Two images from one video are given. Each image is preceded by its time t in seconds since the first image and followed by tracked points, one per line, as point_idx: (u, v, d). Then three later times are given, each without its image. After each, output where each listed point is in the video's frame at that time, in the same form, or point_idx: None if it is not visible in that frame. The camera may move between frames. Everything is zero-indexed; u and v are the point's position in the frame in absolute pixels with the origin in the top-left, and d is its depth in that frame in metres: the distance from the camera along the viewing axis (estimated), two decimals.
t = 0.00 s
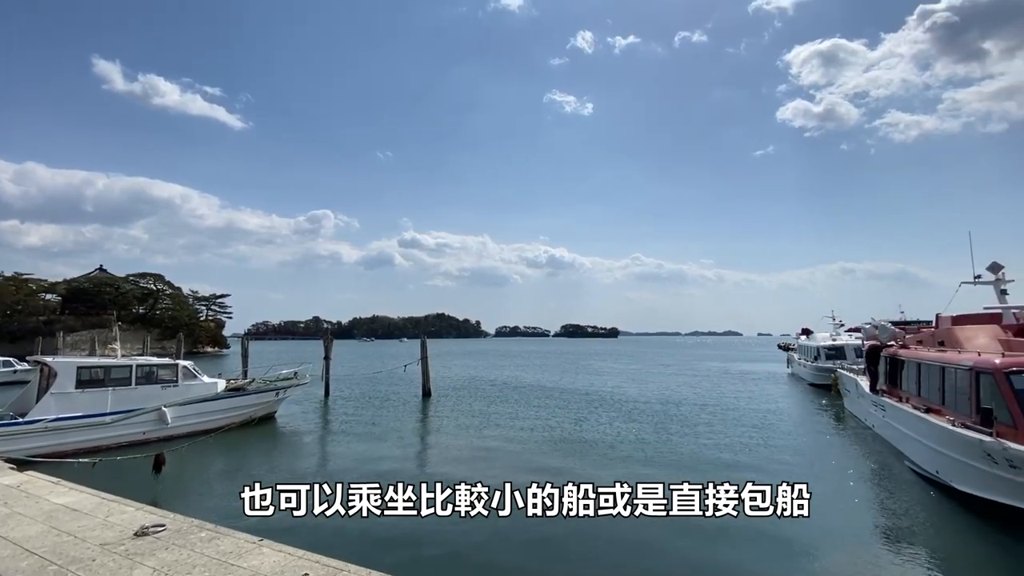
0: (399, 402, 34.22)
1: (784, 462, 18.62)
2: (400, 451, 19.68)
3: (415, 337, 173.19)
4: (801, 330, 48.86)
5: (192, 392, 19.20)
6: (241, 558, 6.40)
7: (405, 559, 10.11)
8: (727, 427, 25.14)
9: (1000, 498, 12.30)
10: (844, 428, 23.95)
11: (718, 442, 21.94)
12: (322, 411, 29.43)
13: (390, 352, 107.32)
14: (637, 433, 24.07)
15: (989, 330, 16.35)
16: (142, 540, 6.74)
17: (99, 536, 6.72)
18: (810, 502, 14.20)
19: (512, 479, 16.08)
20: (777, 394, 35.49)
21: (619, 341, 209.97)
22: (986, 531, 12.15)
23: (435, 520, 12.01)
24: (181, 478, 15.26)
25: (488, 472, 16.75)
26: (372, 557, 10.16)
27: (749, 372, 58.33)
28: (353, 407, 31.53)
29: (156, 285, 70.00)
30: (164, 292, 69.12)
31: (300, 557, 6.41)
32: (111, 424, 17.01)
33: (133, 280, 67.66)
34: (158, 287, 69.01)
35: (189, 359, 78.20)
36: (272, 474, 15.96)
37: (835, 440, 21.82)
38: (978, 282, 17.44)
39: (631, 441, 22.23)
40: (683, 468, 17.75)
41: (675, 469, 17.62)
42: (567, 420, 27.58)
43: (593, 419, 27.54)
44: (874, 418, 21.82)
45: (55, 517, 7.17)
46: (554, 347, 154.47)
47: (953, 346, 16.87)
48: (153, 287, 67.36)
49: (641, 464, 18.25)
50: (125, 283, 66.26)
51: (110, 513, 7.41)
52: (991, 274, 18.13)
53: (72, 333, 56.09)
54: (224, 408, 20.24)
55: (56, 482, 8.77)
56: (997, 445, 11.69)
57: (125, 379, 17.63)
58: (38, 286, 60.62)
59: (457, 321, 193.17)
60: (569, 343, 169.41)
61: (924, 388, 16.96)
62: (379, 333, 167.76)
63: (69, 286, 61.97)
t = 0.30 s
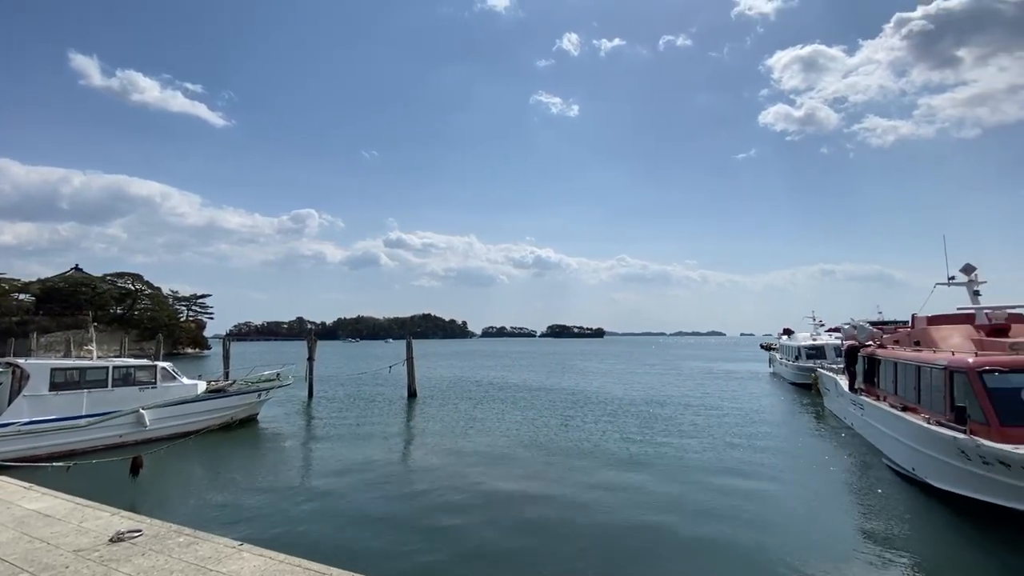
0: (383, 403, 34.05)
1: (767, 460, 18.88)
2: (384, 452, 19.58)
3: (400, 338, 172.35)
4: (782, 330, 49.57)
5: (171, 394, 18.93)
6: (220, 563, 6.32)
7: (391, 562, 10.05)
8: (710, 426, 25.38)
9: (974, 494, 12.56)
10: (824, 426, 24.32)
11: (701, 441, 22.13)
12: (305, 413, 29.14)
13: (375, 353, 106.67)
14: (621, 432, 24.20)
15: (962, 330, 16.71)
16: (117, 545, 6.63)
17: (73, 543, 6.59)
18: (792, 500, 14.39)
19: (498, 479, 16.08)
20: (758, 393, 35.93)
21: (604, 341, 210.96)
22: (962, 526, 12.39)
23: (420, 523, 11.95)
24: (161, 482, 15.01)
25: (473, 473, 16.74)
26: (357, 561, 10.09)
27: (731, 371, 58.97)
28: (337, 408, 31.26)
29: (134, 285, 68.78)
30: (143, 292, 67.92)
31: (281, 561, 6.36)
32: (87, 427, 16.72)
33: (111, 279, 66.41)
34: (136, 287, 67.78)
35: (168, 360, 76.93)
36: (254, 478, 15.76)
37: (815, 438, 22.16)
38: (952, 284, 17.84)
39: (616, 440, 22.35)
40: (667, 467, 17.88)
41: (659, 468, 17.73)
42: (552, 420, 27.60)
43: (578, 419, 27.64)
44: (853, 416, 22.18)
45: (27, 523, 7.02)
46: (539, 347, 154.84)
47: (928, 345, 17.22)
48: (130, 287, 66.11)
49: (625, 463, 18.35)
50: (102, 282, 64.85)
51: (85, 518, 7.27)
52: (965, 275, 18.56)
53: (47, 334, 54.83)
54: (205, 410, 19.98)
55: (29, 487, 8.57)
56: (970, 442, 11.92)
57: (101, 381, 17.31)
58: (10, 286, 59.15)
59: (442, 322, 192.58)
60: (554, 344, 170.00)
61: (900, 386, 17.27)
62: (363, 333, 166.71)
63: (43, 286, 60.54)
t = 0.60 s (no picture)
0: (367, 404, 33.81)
1: (749, 459, 19.06)
2: (367, 454, 19.42)
3: (385, 338, 171.29)
4: (764, 329, 50.17)
5: (149, 396, 18.60)
6: (198, 568, 6.22)
7: (374, 565, 9.94)
8: (693, 425, 25.57)
9: (949, 490, 12.78)
10: (805, 425, 24.60)
11: (684, 440, 22.29)
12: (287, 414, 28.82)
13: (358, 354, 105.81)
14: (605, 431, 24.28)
15: (937, 330, 17.04)
16: (91, 552, 6.48)
17: (44, 549, 6.43)
18: (773, 498, 14.55)
19: (482, 479, 16.02)
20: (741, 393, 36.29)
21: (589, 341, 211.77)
22: (937, 522, 12.59)
23: (403, 526, 11.83)
24: (138, 486, 14.73)
25: (458, 473, 16.68)
26: (339, 564, 9.98)
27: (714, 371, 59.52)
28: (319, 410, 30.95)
29: (111, 285, 67.42)
30: (120, 292, 66.61)
31: (261, 565, 6.27)
32: (62, 430, 16.37)
33: (87, 279, 65.06)
34: (113, 287, 66.46)
35: (146, 361, 75.61)
36: (234, 481, 15.52)
37: (796, 436, 22.44)
38: (927, 285, 18.18)
39: (600, 439, 22.42)
40: (651, 465, 17.96)
41: (643, 466, 17.81)
42: (537, 420, 27.62)
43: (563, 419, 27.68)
44: (832, 414, 22.51)
45: None
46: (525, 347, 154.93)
47: (904, 345, 17.52)
48: (107, 287, 64.80)
49: (609, 462, 18.41)
50: (77, 281, 63.36)
51: (57, 524, 7.10)
52: (939, 277, 18.94)
53: (19, 335, 53.50)
54: (183, 412, 19.67)
55: None
56: (944, 439, 12.15)
57: (76, 383, 16.95)
58: None
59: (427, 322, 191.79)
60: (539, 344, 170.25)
61: (877, 385, 17.54)
62: (347, 334, 165.41)
63: (16, 286, 59.03)
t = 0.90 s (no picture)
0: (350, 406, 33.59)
1: (729, 457, 19.27)
2: (350, 456, 19.28)
3: (368, 339, 170.19)
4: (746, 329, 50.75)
5: (125, 398, 18.28)
6: (174, 573, 6.13)
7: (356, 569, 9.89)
8: (675, 424, 25.79)
9: (923, 487, 13.05)
10: (785, 424, 24.95)
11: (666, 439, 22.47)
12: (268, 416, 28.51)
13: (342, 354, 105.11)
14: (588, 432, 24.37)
15: (912, 330, 17.40)
16: (62, 559, 6.36)
17: (13, 557, 6.30)
18: (752, 496, 14.72)
19: (466, 480, 16.01)
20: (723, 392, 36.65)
21: (574, 341, 212.57)
22: (914, 519, 12.81)
23: (386, 529, 11.76)
24: (114, 491, 14.48)
25: (441, 475, 16.64)
26: (321, 568, 9.90)
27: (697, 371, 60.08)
28: (301, 411, 30.66)
29: (86, 285, 66.11)
30: (95, 292, 65.34)
31: (238, 571, 6.21)
32: (34, 434, 16.06)
33: (61, 279, 63.75)
34: (88, 287, 65.17)
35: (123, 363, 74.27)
36: (214, 485, 15.33)
37: (776, 435, 22.73)
38: (902, 286, 18.56)
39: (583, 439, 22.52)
40: (633, 465, 18.08)
41: (625, 466, 17.91)
42: (521, 420, 27.65)
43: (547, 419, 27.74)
44: (811, 413, 22.83)
45: None
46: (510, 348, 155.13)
47: (880, 345, 17.84)
48: (82, 286, 63.54)
49: (592, 461, 18.50)
50: (51, 281, 62.00)
51: (28, 530, 6.98)
52: (914, 278, 19.35)
53: None
54: (160, 414, 19.37)
55: None
56: (919, 437, 12.41)
57: (49, 385, 16.62)
58: None
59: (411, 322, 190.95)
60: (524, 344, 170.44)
61: (854, 384, 17.85)
62: (330, 334, 164.07)
63: None
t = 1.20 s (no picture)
0: (333, 407, 33.32)
1: (712, 457, 19.51)
2: (334, 457, 19.13)
3: (352, 339, 169.05)
4: (729, 330, 51.36)
5: (101, 400, 17.94)
6: None
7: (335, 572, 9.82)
8: (659, 424, 26.00)
9: (899, 484, 13.32)
10: (766, 423, 25.30)
11: (650, 438, 22.67)
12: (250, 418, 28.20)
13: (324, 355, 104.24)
14: (572, 431, 24.49)
15: (888, 331, 17.73)
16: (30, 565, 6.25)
17: None
18: (736, 495, 14.93)
19: (449, 481, 15.97)
20: (706, 392, 37.05)
21: (559, 341, 213.13)
22: (891, 516, 13.05)
23: (367, 532, 11.67)
24: (87, 496, 14.20)
25: (424, 476, 16.56)
26: (301, 572, 9.80)
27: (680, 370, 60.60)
28: (284, 413, 30.36)
29: (60, 284, 64.82)
30: (70, 291, 64.13)
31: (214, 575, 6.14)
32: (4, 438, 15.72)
33: (34, 278, 62.43)
34: (62, 286, 63.90)
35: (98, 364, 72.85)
36: (192, 489, 15.12)
37: (757, 434, 23.05)
38: (879, 287, 18.92)
39: (567, 439, 22.62)
40: (616, 464, 18.22)
41: (608, 466, 18.03)
42: (505, 420, 27.67)
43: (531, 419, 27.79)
44: (791, 412, 23.19)
45: None
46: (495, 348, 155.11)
47: (857, 345, 18.17)
48: (56, 286, 62.23)
49: (576, 461, 18.59)
50: (23, 279, 60.50)
51: None
52: (890, 279, 19.73)
53: None
54: (137, 417, 19.07)
55: None
56: (895, 435, 12.65)
57: (20, 387, 16.27)
58: None
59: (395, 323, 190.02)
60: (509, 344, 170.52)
61: (833, 383, 18.14)
62: (313, 335, 162.65)
63: None
